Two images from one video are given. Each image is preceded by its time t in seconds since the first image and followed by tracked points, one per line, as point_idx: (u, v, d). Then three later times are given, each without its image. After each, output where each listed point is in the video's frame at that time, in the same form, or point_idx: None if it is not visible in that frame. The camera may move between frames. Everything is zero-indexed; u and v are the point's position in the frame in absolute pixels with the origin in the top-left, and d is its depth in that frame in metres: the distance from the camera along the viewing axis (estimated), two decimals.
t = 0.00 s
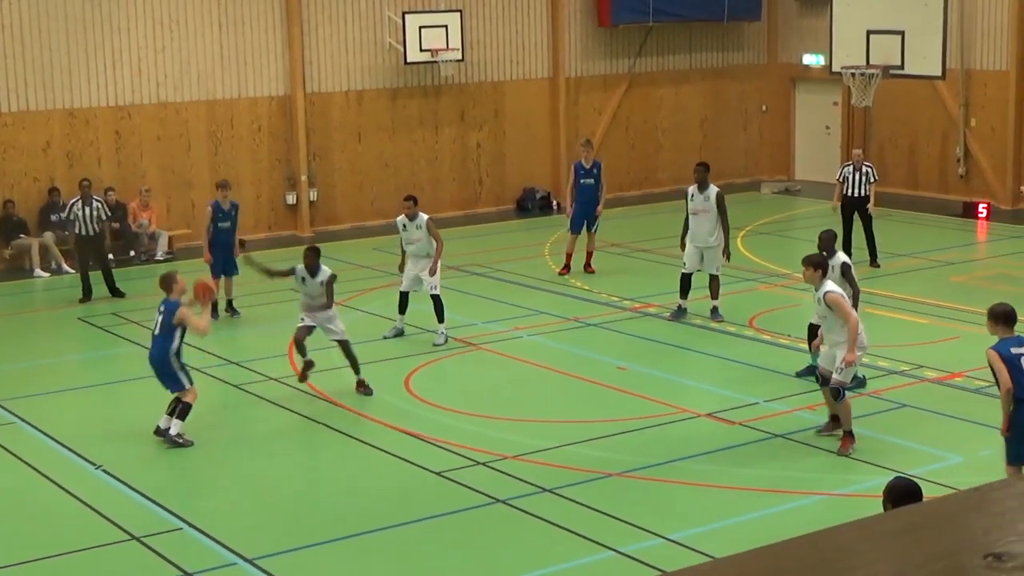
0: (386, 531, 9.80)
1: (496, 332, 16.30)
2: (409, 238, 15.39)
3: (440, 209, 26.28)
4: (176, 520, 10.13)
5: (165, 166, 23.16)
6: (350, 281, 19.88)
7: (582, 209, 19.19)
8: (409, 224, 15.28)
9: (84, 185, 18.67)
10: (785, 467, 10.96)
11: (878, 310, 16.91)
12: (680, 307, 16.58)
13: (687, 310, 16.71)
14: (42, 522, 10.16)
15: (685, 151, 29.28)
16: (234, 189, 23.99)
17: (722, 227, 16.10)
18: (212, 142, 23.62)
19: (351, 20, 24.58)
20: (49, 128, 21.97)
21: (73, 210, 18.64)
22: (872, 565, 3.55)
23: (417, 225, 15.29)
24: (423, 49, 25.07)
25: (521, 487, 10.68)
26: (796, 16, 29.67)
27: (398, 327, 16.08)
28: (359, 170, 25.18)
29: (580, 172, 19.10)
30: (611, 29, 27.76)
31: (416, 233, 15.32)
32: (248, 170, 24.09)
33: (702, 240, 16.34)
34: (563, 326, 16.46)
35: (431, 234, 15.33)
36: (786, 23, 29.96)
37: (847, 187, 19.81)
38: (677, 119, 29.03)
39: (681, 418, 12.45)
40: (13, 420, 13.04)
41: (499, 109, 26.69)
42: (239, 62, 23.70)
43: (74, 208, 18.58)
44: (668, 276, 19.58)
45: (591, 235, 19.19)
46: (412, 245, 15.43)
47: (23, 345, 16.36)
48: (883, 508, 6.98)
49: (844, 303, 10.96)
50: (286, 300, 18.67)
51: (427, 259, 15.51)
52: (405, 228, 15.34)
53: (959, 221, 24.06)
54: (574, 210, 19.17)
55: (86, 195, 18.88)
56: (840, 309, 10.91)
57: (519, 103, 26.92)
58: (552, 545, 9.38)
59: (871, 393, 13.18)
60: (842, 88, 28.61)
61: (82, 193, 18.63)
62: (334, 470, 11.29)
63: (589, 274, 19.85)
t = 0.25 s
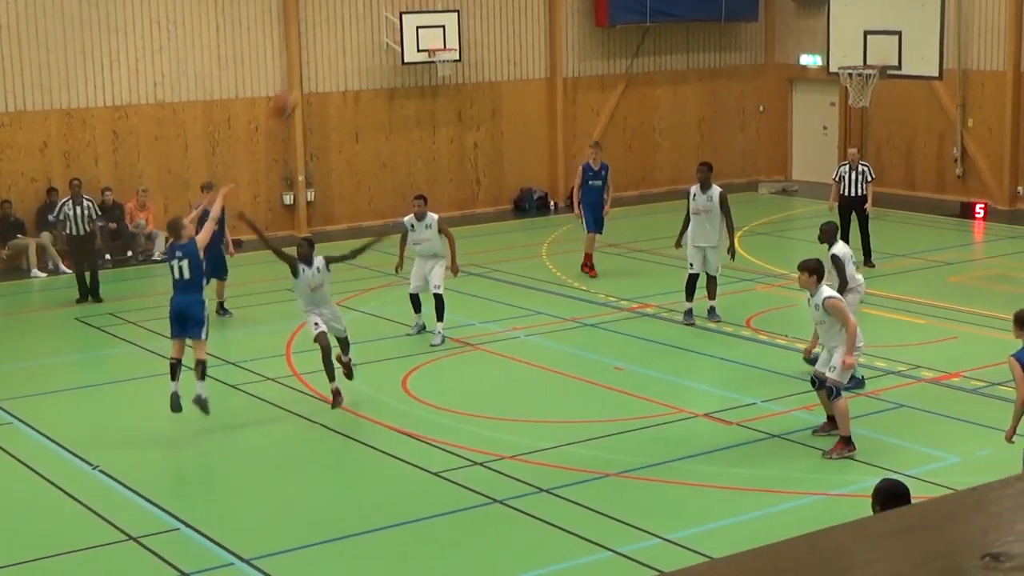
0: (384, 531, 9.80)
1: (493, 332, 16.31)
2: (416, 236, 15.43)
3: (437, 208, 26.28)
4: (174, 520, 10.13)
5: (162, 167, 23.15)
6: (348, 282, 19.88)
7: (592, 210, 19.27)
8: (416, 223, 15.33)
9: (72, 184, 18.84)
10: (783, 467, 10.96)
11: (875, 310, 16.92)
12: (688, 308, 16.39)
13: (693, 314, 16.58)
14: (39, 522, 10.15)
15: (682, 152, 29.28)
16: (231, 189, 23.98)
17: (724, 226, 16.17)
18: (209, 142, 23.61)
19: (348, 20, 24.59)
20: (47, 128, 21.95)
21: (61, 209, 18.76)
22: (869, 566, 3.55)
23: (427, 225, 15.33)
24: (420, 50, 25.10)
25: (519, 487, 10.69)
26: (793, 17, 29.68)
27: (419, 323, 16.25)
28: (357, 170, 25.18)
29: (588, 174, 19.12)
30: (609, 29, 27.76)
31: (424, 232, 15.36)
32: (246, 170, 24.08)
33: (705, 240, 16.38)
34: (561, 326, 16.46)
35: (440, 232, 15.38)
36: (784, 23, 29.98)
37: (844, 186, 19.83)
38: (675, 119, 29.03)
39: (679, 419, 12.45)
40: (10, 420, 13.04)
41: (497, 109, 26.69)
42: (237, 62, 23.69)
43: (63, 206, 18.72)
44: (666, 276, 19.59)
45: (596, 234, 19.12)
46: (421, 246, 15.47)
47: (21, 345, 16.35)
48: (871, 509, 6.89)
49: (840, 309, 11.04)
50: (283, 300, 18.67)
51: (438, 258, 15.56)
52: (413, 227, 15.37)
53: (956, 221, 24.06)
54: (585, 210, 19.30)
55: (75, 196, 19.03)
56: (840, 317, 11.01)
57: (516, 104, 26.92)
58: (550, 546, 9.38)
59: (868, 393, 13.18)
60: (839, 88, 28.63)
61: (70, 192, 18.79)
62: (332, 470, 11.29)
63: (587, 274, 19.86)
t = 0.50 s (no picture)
0: (381, 531, 9.80)
1: (491, 332, 16.31)
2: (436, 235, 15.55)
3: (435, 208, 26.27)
4: (171, 521, 10.13)
5: (161, 166, 23.15)
6: (346, 282, 19.88)
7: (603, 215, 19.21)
8: (436, 221, 15.45)
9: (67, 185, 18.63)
10: (781, 467, 10.96)
11: (872, 310, 16.92)
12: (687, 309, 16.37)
13: (691, 313, 16.59)
14: (37, 523, 10.15)
15: (680, 152, 29.28)
16: (229, 189, 23.98)
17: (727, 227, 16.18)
18: (207, 142, 23.61)
19: (347, 21, 24.60)
20: (45, 128, 21.95)
21: (57, 210, 18.58)
22: (865, 565, 3.55)
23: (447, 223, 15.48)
24: (418, 50, 25.10)
25: (516, 487, 10.69)
26: (791, 17, 29.69)
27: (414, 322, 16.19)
28: (355, 170, 25.18)
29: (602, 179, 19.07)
30: (607, 29, 27.77)
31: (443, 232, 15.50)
32: (244, 170, 24.08)
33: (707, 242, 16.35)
34: (559, 327, 16.46)
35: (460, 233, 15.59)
36: (782, 24, 29.99)
37: (841, 186, 19.84)
38: (673, 119, 29.03)
39: (677, 419, 12.45)
40: (8, 420, 13.04)
41: (495, 109, 26.69)
42: (235, 62, 23.69)
43: (58, 208, 18.55)
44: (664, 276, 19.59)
45: (613, 236, 19.00)
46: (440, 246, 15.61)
47: (19, 345, 16.35)
48: (860, 510, 7.01)
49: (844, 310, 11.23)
50: (281, 300, 18.67)
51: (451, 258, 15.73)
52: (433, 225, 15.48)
53: (954, 221, 24.07)
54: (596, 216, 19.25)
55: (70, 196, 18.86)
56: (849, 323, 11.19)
57: (514, 104, 26.92)
58: (548, 546, 9.38)
59: (866, 393, 13.18)
60: (837, 88, 28.64)
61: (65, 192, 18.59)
62: (330, 470, 11.29)
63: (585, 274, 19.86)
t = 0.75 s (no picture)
0: (369, 532, 9.78)
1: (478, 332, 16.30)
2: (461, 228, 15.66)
3: (422, 209, 26.25)
4: (159, 522, 10.11)
5: (146, 167, 23.11)
6: (334, 282, 19.87)
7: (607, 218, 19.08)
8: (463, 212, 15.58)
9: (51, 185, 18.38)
10: (769, 467, 10.97)
11: (859, 310, 16.94)
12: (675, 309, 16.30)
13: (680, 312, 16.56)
14: (24, 525, 10.13)
15: (667, 152, 29.29)
16: (215, 190, 23.93)
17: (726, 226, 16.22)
18: (193, 142, 23.58)
19: (333, 21, 24.59)
20: (30, 128, 21.90)
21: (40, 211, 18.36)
22: (853, 565, 3.55)
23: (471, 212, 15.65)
24: (405, 50, 25.08)
25: (504, 487, 10.68)
26: (778, 17, 29.74)
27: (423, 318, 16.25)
28: (342, 170, 25.15)
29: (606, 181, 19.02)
30: (593, 29, 27.79)
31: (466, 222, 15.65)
32: (230, 170, 24.04)
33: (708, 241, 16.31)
34: (547, 327, 16.45)
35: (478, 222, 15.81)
36: (768, 24, 30.03)
37: (828, 185, 19.87)
38: (660, 119, 29.05)
39: (664, 419, 12.46)
40: None
41: (481, 109, 26.69)
42: (221, 62, 23.66)
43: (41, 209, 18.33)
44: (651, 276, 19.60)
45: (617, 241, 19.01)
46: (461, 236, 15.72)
47: (6, 347, 16.31)
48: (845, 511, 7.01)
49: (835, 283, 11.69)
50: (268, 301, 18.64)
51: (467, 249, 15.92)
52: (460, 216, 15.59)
53: (940, 220, 24.12)
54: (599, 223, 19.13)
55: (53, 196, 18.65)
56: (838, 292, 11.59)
57: (500, 103, 26.92)
58: (535, 546, 9.38)
59: (853, 392, 13.20)
60: (823, 88, 28.69)
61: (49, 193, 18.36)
62: (317, 471, 11.28)
63: (572, 275, 19.87)
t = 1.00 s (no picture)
0: (357, 533, 9.78)
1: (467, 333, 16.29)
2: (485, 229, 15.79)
3: (411, 209, 26.24)
4: (147, 523, 10.09)
5: (135, 168, 23.08)
6: (323, 283, 19.86)
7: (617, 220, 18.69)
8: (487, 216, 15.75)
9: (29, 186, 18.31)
10: (758, 467, 10.99)
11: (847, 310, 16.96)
12: (683, 307, 16.14)
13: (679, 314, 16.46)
14: (11, 526, 10.10)
15: (656, 153, 29.31)
16: (204, 191, 23.91)
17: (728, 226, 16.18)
18: (182, 143, 23.56)
19: (321, 22, 24.58)
20: (18, 129, 21.85)
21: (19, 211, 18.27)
22: (839, 565, 3.55)
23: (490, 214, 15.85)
24: (393, 50, 25.08)
25: (492, 488, 10.68)
26: (766, 18, 29.78)
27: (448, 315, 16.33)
28: (331, 171, 25.14)
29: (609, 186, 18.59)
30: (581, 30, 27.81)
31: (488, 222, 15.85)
32: (219, 171, 24.01)
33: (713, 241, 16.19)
34: (535, 327, 16.45)
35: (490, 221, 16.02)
36: (756, 24, 30.07)
37: (814, 185, 19.91)
38: (648, 120, 29.07)
39: (652, 419, 12.47)
40: None
41: (470, 109, 26.69)
42: (210, 63, 23.64)
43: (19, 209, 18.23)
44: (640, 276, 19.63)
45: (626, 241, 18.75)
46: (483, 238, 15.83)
47: None
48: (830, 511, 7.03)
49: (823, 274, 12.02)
50: (256, 301, 18.63)
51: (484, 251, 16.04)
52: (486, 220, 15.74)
53: (928, 220, 24.18)
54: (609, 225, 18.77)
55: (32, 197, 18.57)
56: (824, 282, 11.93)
57: (489, 104, 26.92)
58: (524, 546, 9.37)
59: (842, 392, 13.21)
60: (811, 88, 28.74)
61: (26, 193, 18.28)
62: (305, 472, 11.26)
63: (560, 275, 19.88)
